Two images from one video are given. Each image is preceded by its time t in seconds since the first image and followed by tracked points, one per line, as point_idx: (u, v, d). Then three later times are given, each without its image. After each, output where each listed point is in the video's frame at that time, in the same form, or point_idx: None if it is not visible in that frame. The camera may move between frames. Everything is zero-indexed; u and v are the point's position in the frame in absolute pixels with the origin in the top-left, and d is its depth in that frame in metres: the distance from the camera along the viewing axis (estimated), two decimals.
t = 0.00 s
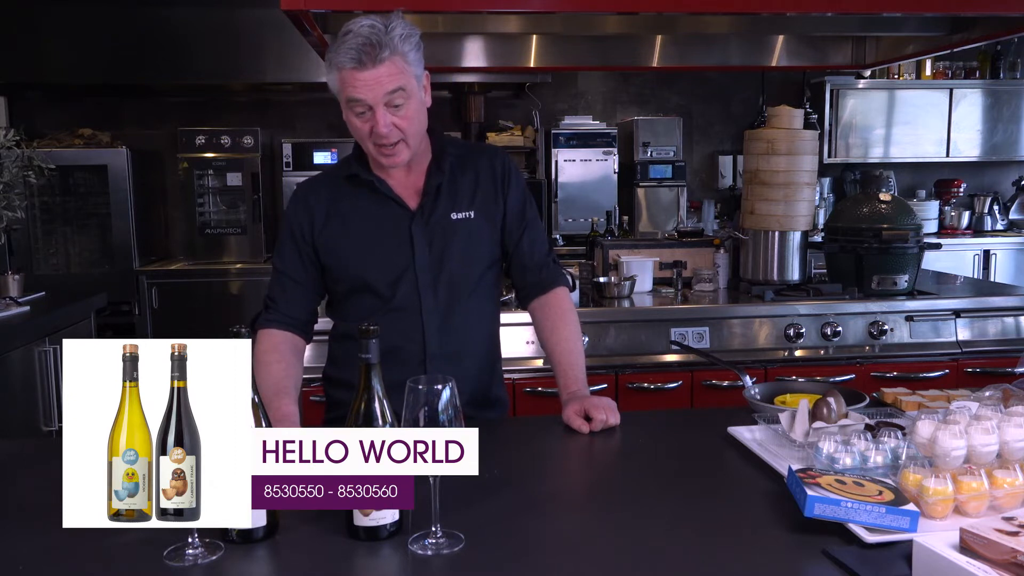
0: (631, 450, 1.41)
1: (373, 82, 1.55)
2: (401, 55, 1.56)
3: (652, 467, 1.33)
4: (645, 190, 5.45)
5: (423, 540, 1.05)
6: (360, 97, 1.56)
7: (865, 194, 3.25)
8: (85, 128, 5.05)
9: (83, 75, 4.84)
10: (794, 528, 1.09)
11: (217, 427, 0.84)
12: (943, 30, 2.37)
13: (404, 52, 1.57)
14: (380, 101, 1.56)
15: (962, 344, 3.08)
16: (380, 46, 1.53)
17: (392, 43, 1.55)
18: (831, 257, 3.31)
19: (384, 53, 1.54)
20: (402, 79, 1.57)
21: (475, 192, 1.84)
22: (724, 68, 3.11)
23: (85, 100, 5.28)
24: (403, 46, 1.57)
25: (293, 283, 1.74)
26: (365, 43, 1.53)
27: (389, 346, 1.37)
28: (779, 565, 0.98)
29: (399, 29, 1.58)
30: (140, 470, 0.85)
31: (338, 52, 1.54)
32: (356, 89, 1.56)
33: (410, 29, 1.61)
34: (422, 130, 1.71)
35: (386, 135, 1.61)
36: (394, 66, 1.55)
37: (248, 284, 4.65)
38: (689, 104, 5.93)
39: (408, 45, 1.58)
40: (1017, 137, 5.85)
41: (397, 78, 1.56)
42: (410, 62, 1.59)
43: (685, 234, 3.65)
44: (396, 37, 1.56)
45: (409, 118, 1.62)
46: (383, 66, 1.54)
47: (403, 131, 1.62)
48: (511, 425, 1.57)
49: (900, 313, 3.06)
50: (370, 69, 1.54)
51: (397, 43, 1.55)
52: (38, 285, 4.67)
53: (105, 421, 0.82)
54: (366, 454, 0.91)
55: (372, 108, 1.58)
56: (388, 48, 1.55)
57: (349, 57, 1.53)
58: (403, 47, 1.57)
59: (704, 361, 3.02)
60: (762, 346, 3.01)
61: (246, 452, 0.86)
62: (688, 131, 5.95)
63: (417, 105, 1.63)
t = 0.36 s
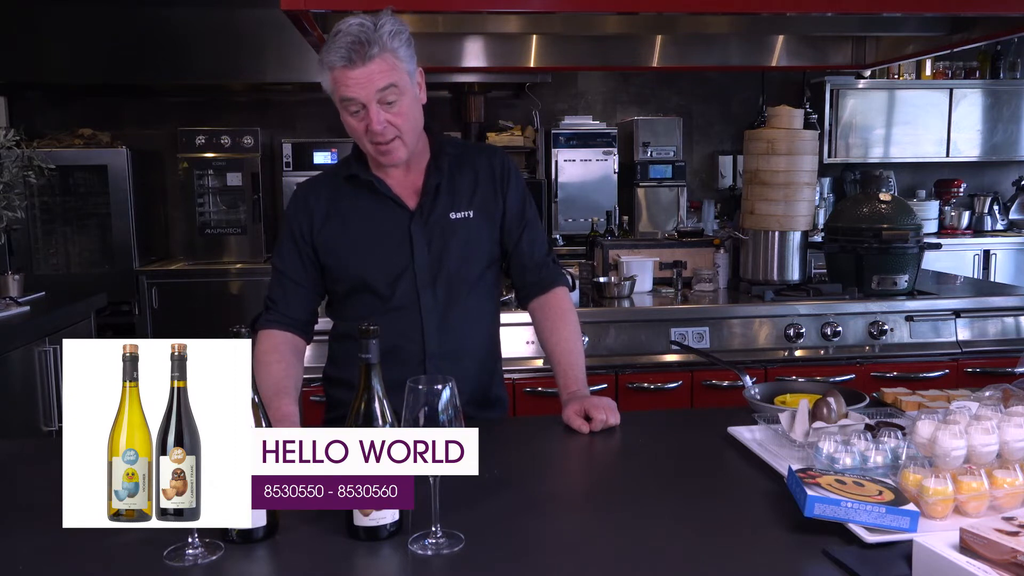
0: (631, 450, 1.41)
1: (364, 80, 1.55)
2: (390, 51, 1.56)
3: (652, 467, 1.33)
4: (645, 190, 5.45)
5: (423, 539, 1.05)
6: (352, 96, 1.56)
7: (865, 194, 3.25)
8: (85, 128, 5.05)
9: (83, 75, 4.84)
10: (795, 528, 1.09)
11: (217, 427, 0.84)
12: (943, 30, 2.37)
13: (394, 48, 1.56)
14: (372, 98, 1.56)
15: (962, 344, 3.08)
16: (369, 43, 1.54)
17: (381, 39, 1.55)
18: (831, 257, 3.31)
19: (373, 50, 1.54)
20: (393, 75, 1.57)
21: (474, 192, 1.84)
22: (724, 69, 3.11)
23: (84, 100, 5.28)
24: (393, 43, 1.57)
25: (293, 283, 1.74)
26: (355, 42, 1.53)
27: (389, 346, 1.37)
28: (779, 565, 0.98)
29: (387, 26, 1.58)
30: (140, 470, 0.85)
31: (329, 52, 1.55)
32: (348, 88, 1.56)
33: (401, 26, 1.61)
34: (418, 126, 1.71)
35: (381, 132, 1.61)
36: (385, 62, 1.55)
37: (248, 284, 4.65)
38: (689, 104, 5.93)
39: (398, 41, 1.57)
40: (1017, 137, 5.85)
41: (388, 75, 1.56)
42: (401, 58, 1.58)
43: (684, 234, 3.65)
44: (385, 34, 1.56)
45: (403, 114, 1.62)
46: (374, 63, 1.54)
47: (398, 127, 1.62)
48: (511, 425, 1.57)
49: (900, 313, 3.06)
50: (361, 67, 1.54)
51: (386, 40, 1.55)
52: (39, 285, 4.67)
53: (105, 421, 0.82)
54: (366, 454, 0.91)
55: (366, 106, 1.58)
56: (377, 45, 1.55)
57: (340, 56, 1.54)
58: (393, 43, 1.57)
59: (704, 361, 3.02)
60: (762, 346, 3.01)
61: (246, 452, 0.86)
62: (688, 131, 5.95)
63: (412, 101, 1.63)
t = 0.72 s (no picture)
0: (631, 450, 1.41)
1: (353, 62, 1.56)
2: (378, 33, 1.58)
3: (652, 467, 1.33)
4: (645, 190, 5.45)
5: (423, 540, 1.05)
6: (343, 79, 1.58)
7: (865, 194, 3.25)
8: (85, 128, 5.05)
9: (83, 75, 4.84)
10: (795, 528, 1.09)
11: (217, 427, 0.84)
12: (943, 30, 2.37)
13: (382, 32, 1.58)
14: (362, 80, 1.57)
15: (962, 344, 3.08)
16: (356, 25, 1.56)
17: (369, 21, 1.57)
18: (831, 257, 3.31)
19: (360, 31, 1.56)
20: (381, 57, 1.58)
21: (473, 189, 1.84)
22: (724, 69, 3.11)
23: (85, 100, 5.28)
24: (381, 25, 1.59)
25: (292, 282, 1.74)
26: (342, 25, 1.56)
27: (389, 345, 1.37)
28: (779, 565, 0.98)
29: (375, 10, 1.60)
30: (140, 470, 0.85)
31: (319, 37, 1.57)
32: (338, 71, 1.58)
33: (391, 14, 1.63)
34: (412, 113, 1.71)
35: (373, 115, 1.61)
36: (372, 43, 1.57)
37: (248, 284, 4.65)
38: (689, 104, 5.93)
39: (386, 25, 1.60)
40: (1017, 137, 5.85)
41: (376, 55, 1.57)
42: (389, 41, 1.60)
43: (684, 234, 3.65)
44: (373, 18, 1.58)
45: (394, 97, 1.63)
46: (361, 45, 1.56)
47: (389, 109, 1.62)
48: (511, 425, 1.57)
49: (900, 313, 3.06)
50: (349, 49, 1.56)
51: (374, 22, 1.57)
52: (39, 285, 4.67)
53: (105, 421, 0.82)
54: (366, 454, 0.91)
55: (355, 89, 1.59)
56: (364, 26, 1.57)
57: (329, 39, 1.56)
58: (381, 25, 1.59)
59: (704, 361, 3.02)
60: (762, 346, 3.01)
61: (246, 452, 0.86)
62: (688, 131, 5.95)
63: (403, 86, 1.64)
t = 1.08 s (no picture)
0: (631, 450, 1.41)
1: (359, 51, 1.58)
2: (388, 28, 1.61)
3: (652, 467, 1.33)
4: (645, 190, 5.45)
5: (423, 540, 1.05)
6: (347, 66, 1.59)
7: (865, 194, 3.25)
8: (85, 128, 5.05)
9: (83, 75, 4.84)
10: (795, 528, 1.09)
11: (217, 427, 0.83)
12: (943, 30, 2.36)
13: (391, 28, 1.61)
14: (366, 69, 1.58)
15: (962, 344, 3.08)
16: (366, 17, 1.59)
17: (379, 16, 1.60)
18: (831, 257, 3.31)
19: (370, 23, 1.59)
20: (388, 50, 1.60)
21: (470, 188, 1.84)
22: (723, 69, 3.11)
23: (85, 100, 5.28)
24: (391, 22, 1.62)
25: (290, 282, 1.75)
26: (352, 15, 1.59)
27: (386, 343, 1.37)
28: (779, 565, 0.98)
29: (387, 9, 1.64)
30: (140, 470, 0.85)
31: (328, 25, 1.60)
32: (342, 59, 1.59)
33: (403, 16, 1.67)
34: (412, 114, 1.72)
35: (371, 107, 1.61)
36: (381, 36, 1.60)
37: (248, 284, 4.65)
38: (689, 104, 5.93)
39: (396, 24, 1.62)
40: (1017, 137, 5.85)
41: (383, 48, 1.60)
42: (397, 38, 1.63)
43: (684, 234, 3.64)
44: (384, 14, 1.61)
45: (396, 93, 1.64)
46: (368, 36, 1.59)
47: (389, 104, 1.63)
48: (510, 424, 1.57)
49: (900, 313, 3.06)
50: (356, 38, 1.58)
51: (384, 18, 1.60)
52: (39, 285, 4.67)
53: (105, 421, 0.82)
54: (366, 454, 0.91)
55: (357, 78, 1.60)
56: (375, 19, 1.60)
57: (338, 27, 1.59)
58: (391, 22, 1.62)
59: (704, 361, 3.02)
60: (762, 346, 3.01)
61: (246, 452, 0.86)
62: (688, 131, 5.96)
63: (405, 85, 1.65)
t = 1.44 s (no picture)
0: (632, 450, 1.41)
1: (362, 50, 1.58)
2: (392, 27, 1.61)
3: (653, 467, 1.33)
4: (645, 190, 5.45)
5: (423, 540, 1.05)
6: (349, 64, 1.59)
7: (865, 194, 3.25)
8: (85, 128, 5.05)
9: (83, 75, 4.84)
10: (795, 527, 1.09)
11: (217, 427, 0.83)
12: (943, 30, 2.36)
13: (395, 28, 1.61)
14: (368, 68, 1.58)
15: (962, 344, 3.08)
16: (371, 16, 1.59)
17: (383, 16, 1.60)
18: (830, 257, 3.31)
19: (374, 22, 1.59)
20: (391, 50, 1.60)
21: (468, 188, 1.84)
22: (724, 69, 3.11)
23: (85, 100, 5.28)
24: (395, 21, 1.62)
25: (289, 280, 1.75)
26: (357, 14, 1.59)
27: (385, 344, 1.38)
28: (779, 565, 0.98)
29: (391, 8, 1.64)
30: (140, 470, 0.85)
31: (332, 22, 1.60)
32: (345, 56, 1.59)
33: (407, 16, 1.67)
34: (412, 115, 1.72)
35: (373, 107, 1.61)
36: (384, 36, 1.60)
37: (249, 284, 4.65)
38: (688, 104, 5.93)
39: (400, 24, 1.62)
40: (1017, 137, 5.85)
41: (386, 48, 1.60)
42: (400, 38, 1.63)
43: (684, 234, 3.65)
44: (389, 14, 1.61)
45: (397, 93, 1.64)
46: (372, 35, 1.59)
47: (390, 104, 1.63)
48: (510, 424, 1.57)
49: (900, 313, 3.06)
50: (360, 36, 1.58)
51: (389, 18, 1.60)
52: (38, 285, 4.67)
53: (105, 421, 0.82)
54: (366, 454, 0.91)
55: (360, 77, 1.60)
56: (379, 18, 1.60)
57: (342, 24, 1.58)
58: (396, 22, 1.62)
59: (704, 361, 3.02)
60: (762, 346, 3.01)
61: (246, 453, 0.86)
62: (688, 131, 5.96)
63: (407, 86, 1.65)
